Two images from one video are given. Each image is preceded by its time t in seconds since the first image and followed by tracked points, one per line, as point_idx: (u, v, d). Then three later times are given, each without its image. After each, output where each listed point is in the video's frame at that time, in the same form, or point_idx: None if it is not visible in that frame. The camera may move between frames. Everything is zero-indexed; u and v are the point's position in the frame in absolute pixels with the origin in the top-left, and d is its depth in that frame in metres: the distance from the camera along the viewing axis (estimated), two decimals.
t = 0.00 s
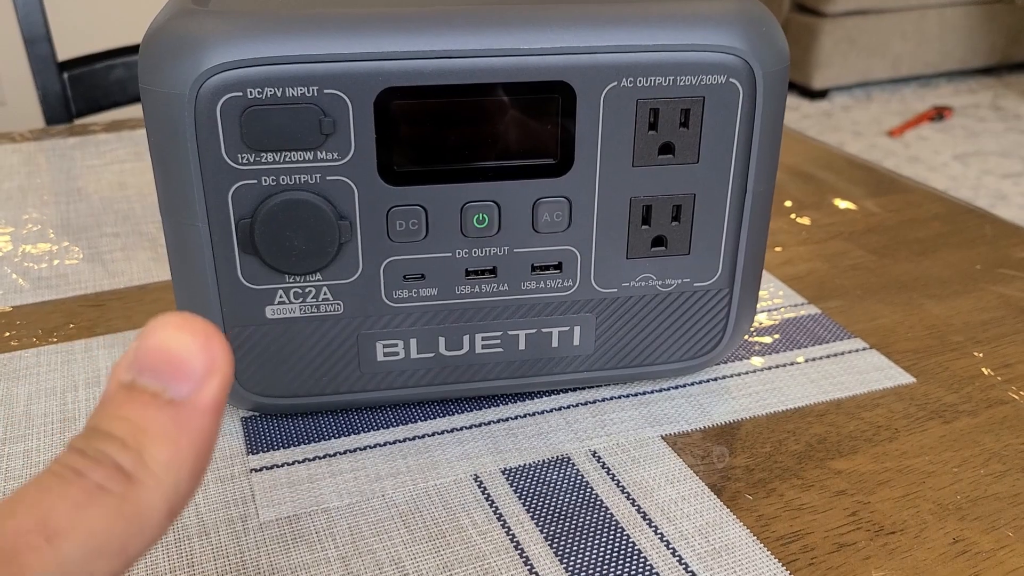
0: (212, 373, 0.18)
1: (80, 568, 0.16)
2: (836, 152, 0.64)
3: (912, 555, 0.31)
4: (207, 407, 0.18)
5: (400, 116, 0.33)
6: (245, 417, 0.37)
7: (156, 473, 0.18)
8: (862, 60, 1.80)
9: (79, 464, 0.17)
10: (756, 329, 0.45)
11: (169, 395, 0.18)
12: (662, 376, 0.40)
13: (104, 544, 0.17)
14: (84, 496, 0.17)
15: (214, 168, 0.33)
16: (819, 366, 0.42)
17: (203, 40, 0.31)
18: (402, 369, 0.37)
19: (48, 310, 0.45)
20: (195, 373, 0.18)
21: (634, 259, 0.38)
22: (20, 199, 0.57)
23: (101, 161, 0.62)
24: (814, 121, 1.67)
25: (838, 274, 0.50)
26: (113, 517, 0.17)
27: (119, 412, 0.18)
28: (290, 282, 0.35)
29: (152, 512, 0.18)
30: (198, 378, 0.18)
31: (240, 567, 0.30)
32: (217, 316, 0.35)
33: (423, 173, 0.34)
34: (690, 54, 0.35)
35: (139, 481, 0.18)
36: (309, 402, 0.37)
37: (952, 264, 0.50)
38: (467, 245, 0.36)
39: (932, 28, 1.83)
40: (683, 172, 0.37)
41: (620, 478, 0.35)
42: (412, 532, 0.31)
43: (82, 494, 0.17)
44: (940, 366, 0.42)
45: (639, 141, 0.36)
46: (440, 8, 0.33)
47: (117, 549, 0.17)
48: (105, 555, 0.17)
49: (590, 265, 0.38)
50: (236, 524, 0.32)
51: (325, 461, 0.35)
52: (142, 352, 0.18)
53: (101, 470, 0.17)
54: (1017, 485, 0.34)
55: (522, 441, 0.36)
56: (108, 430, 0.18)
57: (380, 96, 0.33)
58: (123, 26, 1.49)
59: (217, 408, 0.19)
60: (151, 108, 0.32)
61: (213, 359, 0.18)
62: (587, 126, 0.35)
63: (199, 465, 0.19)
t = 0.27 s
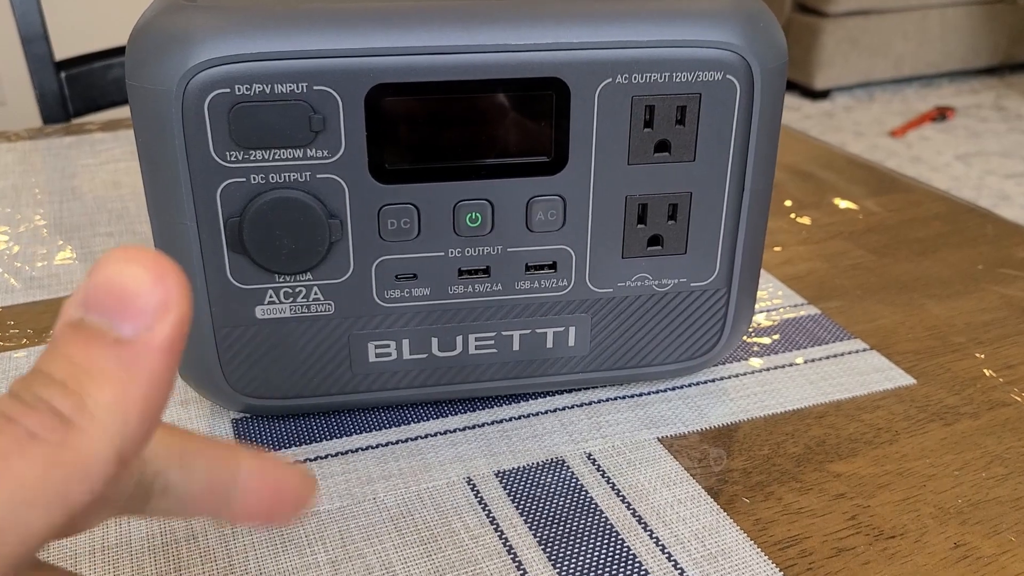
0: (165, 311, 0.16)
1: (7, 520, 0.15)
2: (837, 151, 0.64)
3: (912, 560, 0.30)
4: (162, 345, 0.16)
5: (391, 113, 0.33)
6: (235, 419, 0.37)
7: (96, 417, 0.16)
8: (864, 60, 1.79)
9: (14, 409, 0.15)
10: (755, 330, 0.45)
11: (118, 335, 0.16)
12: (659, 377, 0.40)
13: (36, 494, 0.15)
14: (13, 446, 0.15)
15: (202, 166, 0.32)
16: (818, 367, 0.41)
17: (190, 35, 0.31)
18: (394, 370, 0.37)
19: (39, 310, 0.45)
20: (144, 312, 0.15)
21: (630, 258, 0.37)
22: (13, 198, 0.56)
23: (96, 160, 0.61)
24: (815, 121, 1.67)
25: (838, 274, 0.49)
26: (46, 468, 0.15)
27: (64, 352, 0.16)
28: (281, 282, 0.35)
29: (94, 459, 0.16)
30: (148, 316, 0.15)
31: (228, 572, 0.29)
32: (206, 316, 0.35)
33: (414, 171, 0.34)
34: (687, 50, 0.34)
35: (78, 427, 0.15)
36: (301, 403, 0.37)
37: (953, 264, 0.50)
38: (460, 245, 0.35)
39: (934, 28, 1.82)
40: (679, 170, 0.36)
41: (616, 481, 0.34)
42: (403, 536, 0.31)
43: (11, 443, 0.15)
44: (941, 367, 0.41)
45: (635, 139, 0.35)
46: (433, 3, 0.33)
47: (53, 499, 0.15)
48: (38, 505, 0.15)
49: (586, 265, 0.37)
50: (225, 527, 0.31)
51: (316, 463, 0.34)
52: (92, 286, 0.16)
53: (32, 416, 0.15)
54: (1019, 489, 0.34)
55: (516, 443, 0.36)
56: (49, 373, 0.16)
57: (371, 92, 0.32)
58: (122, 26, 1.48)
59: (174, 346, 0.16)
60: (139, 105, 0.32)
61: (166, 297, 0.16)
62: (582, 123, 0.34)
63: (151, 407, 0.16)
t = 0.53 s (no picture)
0: (127, 301, 0.17)
1: (25, 482, 0.15)
2: (844, 149, 0.63)
3: (926, 562, 0.30)
4: (128, 331, 0.17)
5: (397, 107, 0.32)
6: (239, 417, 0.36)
7: (90, 395, 0.17)
8: (868, 59, 1.78)
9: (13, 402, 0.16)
10: (763, 329, 0.44)
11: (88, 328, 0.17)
12: (667, 376, 0.39)
13: (47, 462, 0.16)
14: (20, 422, 0.16)
15: (206, 161, 0.32)
16: (828, 366, 0.41)
17: (194, 28, 0.30)
18: (400, 368, 0.36)
19: (41, 307, 0.44)
20: (108, 302, 0.17)
21: (638, 256, 0.37)
22: (16, 195, 0.56)
23: (99, 158, 0.61)
24: (820, 121, 1.66)
25: (847, 273, 0.49)
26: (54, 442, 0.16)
27: (43, 354, 0.17)
28: (285, 279, 0.34)
29: (93, 432, 0.17)
30: (113, 308, 0.17)
31: (232, 572, 0.29)
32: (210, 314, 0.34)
33: (421, 166, 0.33)
34: (696, 44, 0.34)
35: (70, 404, 0.16)
36: (305, 402, 0.36)
37: (963, 263, 0.49)
38: (467, 242, 0.35)
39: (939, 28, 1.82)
40: (688, 166, 0.36)
41: (624, 481, 0.34)
42: (410, 536, 0.30)
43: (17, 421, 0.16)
44: (952, 366, 0.41)
45: (644, 134, 0.35)
46: None
47: (64, 466, 0.16)
48: (52, 471, 0.16)
49: (594, 262, 0.37)
50: (229, 527, 0.31)
51: (321, 463, 0.34)
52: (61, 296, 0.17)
53: (29, 400, 0.16)
54: None
55: (523, 442, 0.35)
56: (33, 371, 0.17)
57: (377, 86, 0.32)
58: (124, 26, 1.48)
59: (143, 334, 0.18)
60: (142, 99, 0.31)
61: (126, 287, 0.17)
62: (590, 118, 0.34)
63: (134, 386, 0.17)
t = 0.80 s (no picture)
0: (250, 437, 0.18)
1: None
2: (846, 149, 0.63)
3: (926, 561, 0.30)
4: (242, 468, 0.18)
5: (399, 106, 0.32)
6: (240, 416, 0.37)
7: (189, 509, 0.17)
8: (870, 59, 1.78)
9: (122, 489, 0.17)
10: (765, 328, 0.44)
11: (211, 445, 0.18)
12: (668, 375, 0.39)
13: (127, 559, 0.16)
14: (117, 514, 0.17)
15: (208, 160, 0.32)
16: (829, 366, 0.41)
17: (196, 27, 0.31)
18: (401, 367, 0.36)
19: (43, 306, 0.44)
20: (236, 431, 0.18)
21: (639, 255, 0.37)
22: (18, 194, 0.56)
23: (101, 157, 0.61)
24: (821, 121, 1.66)
25: (849, 272, 0.49)
26: (143, 543, 0.17)
27: (161, 450, 0.18)
28: (286, 278, 0.34)
29: (179, 543, 0.17)
30: (239, 440, 0.18)
31: (233, 570, 0.29)
32: (211, 312, 0.34)
33: (422, 165, 0.33)
34: (697, 43, 0.34)
35: (173, 514, 0.17)
36: (306, 400, 0.36)
37: (965, 262, 0.49)
38: (468, 240, 0.35)
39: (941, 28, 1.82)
40: (690, 166, 0.36)
41: (625, 480, 0.34)
42: (411, 535, 0.30)
43: (121, 517, 0.17)
44: (953, 366, 0.41)
45: (645, 134, 0.35)
46: None
47: (138, 563, 0.17)
48: (121, 558, 0.16)
49: (595, 261, 0.37)
50: (230, 525, 0.31)
51: (322, 461, 0.34)
52: (194, 403, 0.18)
53: (137, 495, 0.17)
54: None
55: (524, 441, 0.36)
56: (153, 463, 0.18)
57: (378, 86, 0.32)
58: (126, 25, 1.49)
59: (247, 469, 0.19)
60: (144, 97, 0.31)
61: (248, 417, 0.18)
62: (591, 118, 0.34)
63: (227, 501, 0.18)
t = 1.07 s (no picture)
0: None
1: None
2: (841, 153, 0.63)
3: (912, 564, 0.30)
4: None
5: (391, 115, 0.33)
6: (236, 418, 0.37)
7: None
8: (871, 61, 1.78)
9: None
10: (757, 333, 0.44)
11: None
12: (660, 379, 0.40)
13: None
14: None
15: (203, 167, 0.32)
16: (820, 370, 0.41)
17: (191, 37, 0.31)
18: (394, 371, 0.37)
19: (42, 310, 0.45)
20: None
21: (630, 260, 0.37)
22: (19, 198, 0.56)
23: (101, 160, 0.62)
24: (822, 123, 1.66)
25: (841, 276, 0.49)
26: None
27: None
28: (281, 283, 0.35)
29: None
30: None
31: (227, 572, 0.29)
32: (207, 317, 0.35)
33: (416, 173, 0.34)
34: (687, 52, 0.34)
35: None
36: (301, 404, 0.37)
37: (957, 267, 0.50)
38: (460, 246, 0.35)
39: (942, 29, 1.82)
40: (680, 173, 0.36)
41: (615, 483, 0.34)
42: (402, 537, 0.31)
43: None
44: (943, 370, 0.41)
45: (635, 141, 0.35)
46: (434, 5, 0.33)
47: None
48: None
49: (586, 267, 0.37)
50: (224, 528, 0.31)
51: (316, 464, 0.35)
52: None
53: None
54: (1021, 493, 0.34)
55: (516, 444, 0.36)
56: None
57: (371, 95, 0.32)
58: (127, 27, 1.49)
59: None
60: (140, 106, 0.32)
61: None
62: (582, 125, 0.34)
63: None
